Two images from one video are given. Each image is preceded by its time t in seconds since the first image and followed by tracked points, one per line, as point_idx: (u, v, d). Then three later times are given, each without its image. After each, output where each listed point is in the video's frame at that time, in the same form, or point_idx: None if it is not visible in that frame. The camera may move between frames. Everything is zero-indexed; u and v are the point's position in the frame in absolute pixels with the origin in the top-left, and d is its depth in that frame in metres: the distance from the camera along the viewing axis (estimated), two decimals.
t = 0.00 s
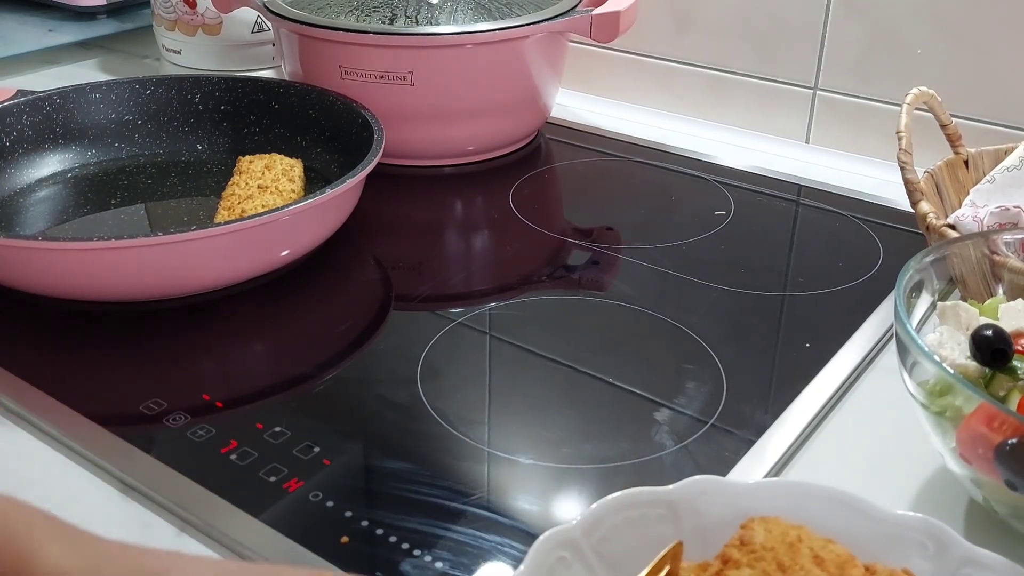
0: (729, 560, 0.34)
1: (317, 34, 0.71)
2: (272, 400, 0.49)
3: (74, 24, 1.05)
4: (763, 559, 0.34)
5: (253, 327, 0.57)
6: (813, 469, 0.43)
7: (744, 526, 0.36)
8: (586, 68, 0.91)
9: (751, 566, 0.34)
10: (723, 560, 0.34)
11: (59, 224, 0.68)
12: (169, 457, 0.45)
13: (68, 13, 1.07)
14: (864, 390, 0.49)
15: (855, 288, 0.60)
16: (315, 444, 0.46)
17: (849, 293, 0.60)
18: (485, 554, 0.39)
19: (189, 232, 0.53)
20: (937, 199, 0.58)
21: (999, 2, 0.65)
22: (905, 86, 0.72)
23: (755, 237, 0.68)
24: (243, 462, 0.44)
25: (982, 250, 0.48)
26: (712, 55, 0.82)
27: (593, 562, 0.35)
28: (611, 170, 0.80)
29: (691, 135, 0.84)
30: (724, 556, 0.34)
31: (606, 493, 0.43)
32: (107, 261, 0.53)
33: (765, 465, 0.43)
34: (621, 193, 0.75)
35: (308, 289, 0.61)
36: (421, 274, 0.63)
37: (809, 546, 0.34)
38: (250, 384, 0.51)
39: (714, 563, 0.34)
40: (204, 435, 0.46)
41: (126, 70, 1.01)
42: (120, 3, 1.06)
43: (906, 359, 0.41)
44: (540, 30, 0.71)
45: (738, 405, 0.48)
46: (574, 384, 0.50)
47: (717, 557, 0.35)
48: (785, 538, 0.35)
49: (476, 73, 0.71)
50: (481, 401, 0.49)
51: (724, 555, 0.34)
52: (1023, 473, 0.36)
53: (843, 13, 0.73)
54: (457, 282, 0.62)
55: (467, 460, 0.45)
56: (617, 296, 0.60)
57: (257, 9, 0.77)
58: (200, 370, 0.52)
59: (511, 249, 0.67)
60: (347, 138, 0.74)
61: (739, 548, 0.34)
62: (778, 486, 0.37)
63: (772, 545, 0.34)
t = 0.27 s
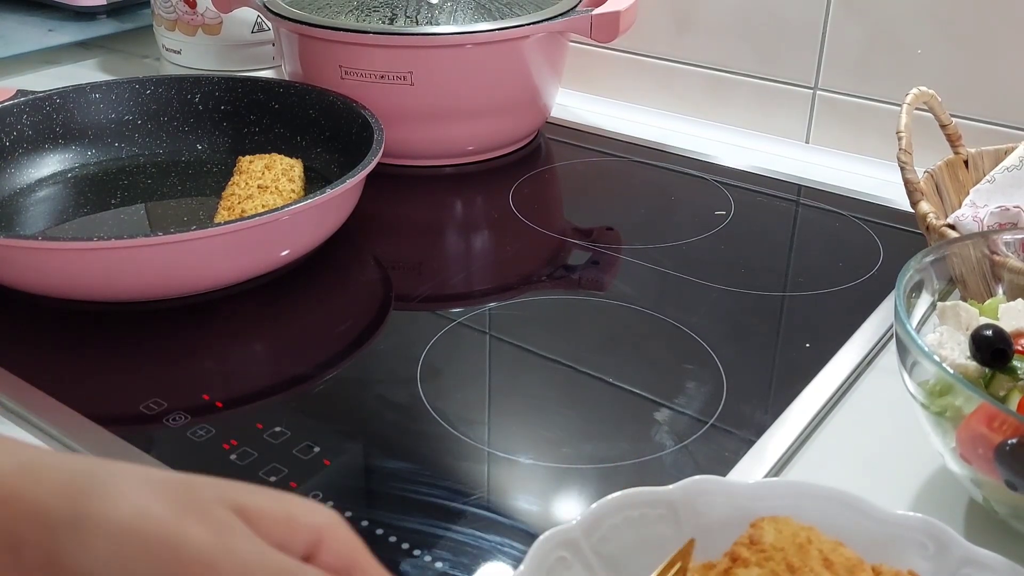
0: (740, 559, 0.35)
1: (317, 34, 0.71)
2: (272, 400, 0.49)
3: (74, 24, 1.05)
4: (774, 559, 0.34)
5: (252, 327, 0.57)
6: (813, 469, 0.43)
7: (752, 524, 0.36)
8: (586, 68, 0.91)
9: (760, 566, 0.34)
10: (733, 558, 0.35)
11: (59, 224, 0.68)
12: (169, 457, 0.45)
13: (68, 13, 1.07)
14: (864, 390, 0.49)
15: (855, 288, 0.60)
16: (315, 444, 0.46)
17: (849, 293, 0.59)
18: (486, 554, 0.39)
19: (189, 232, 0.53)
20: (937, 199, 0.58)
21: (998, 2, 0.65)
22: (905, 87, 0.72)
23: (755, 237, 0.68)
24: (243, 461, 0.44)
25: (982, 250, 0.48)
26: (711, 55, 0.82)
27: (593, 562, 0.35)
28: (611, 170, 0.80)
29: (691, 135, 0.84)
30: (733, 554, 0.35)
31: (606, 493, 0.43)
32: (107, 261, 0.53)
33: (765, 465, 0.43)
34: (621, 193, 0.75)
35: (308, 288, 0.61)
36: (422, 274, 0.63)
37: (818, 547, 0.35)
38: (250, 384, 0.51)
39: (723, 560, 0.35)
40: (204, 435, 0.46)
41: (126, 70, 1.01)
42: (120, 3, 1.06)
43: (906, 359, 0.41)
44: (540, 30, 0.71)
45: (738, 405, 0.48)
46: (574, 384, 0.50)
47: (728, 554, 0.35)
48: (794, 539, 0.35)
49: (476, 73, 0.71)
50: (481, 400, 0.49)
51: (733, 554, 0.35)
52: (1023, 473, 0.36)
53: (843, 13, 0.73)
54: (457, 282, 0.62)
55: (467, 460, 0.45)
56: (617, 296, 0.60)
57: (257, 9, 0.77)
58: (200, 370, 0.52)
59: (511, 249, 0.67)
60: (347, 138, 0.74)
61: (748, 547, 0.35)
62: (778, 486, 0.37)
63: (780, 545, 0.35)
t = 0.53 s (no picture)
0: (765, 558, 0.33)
1: (317, 34, 0.71)
2: (271, 400, 0.49)
3: (75, 24, 1.05)
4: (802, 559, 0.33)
5: (252, 327, 0.57)
6: (813, 470, 0.43)
7: (780, 521, 0.35)
8: (586, 68, 0.91)
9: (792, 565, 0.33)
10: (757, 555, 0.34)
11: (59, 224, 0.68)
12: (169, 457, 0.45)
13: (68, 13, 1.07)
14: (864, 390, 0.49)
15: (855, 288, 0.60)
16: (315, 444, 0.46)
17: (850, 293, 0.59)
18: (485, 554, 0.39)
19: (189, 232, 0.53)
20: (937, 199, 0.58)
21: (998, 1, 0.65)
22: (905, 87, 0.72)
23: (755, 237, 0.68)
24: (243, 461, 0.44)
25: (982, 250, 0.48)
26: (711, 55, 0.82)
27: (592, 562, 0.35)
28: (611, 170, 0.80)
29: (692, 135, 0.84)
30: (759, 551, 0.34)
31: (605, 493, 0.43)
32: (107, 261, 0.53)
33: (764, 465, 0.43)
34: (621, 193, 0.75)
35: (308, 288, 0.61)
36: (421, 274, 0.63)
37: (847, 551, 0.34)
38: (250, 384, 0.51)
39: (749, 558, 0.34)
40: (204, 435, 0.46)
41: (126, 70, 1.01)
42: (120, 3, 1.06)
43: (906, 359, 0.41)
44: (540, 30, 0.71)
45: (738, 405, 0.48)
46: (574, 384, 0.50)
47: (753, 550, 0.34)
48: (823, 539, 0.34)
49: (476, 73, 0.71)
50: (481, 400, 0.49)
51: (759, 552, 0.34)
52: (1023, 473, 0.36)
53: (843, 13, 0.73)
54: (458, 282, 0.62)
55: (467, 460, 0.44)
56: (617, 296, 0.60)
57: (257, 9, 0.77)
58: (199, 370, 0.52)
59: (511, 249, 0.67)
60: (347, 139, 0.74)
61: (777, 545, 0.34)
62: (778, 486, 0.37)
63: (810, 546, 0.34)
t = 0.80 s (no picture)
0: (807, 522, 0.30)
1: (317, 34, 0.71)
2: (271, 400, 0.49)
3: (75, 24, 1.05)
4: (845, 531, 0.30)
5: (252, 327, 0.57)
6: (813, 470, 0.43)
7: (835, 482, 0.32)
8: (586, 68, 0.91)
9: (835, 538, 0.30)
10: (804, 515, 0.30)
11: (58, 224, 0.68)
12: (169, 457, 0.45)
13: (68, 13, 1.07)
14: (864, 390, 0.49)
15: (855, 288, 0.60)
16: (315, 444, 0.46)
17: (850, 293, 0.59)
18: (486, 554, 0.39)
19: (189, 232, 0.53)
20: (937, 199, 0.58)
21: (998, 1, 0.65)
22: (905, 87, 0.72)
23: (755, 237, 0.68)
24: (243, 461, 0.44)
25: (982, 250, 0.48)
26: (711, 55, 0.82)
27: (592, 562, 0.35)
28: (611, 170, 0.80)
29: (692, 135, 0.84)
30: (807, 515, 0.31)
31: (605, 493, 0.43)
32: (107, 261, 0.53)
33: (764, 465, 0.43)
34: (621, 193, 0.75)
35: (308, 288, 0.61)
36: (421, 274, 0.63)
37: (891, 536, 0.31)
38: (250, 384, 0.51)
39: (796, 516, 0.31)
40: (204, 435, 0.46)
41: (126, 70, 1.01)
42: (120, 3, 1.06)
43: (906, 359, 0.41)
44: (540, 30, 0.71)
45: (738, 405, 0.48)
46: (574, 384, 0.50)
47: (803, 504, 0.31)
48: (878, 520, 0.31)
49: (476, 73, 0.71)
50: (481, 400, 0.49)
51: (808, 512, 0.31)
52: (1023, 473, 0.36)
53: (842, 13, 0.73)
54: (458, 282, 0.62)
55: (467, 460, 0.44)
56: (617, 296, 0.60)
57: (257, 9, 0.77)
58: (199, 370, 0.52)
59: (511, 249, 0.67)
60: (347, 139, 0.74)
61: (829, 510, 0.31)
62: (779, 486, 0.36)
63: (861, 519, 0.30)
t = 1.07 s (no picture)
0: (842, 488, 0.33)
1: (317, 34, 0.71)
2: (271, 400, 0.49)
3: (75, 24, 1.05)
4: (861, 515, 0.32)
5: (252, 327, 0.57)
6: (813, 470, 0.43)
7: (873, 447, 0.34)
8: (586, 68, 0.91)
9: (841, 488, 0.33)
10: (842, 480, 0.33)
11: (58, 224, 0.68)
12: (169, 456, 0.45)
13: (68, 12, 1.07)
14: (864, 390, 0.49)
15: (855, 288, 0.60)
16: (315, 444, 0.46)
17: (850, 293, 0.59)
18: (486, 554, 0.39)
19: (189, 232, 0.53)
20: (937, 199, 0.58)
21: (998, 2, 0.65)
22: (905, 87, 0.72)
23: (755, 237, 0.68)
24: (243, 461, 0.44)
25: (982, 250, 0.48)
26: (711, 55, 0.82)
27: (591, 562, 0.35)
28: (611, 170, 0.80)
29: (692, 135, 0.84)
30: (840, 473, 0.34)
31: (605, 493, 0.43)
32: (107, 261, 0.53)
33: (764, 465, 0.43)
34: (621, 194, 0.75)
35: (308, 288, 0.61)
36: (421, 274, 0.63)
37: (904, 514, 0.32)
38: (250, 384, 0.51)
39: (831, 473, 0.34)
40: (204, 435, 0.46)
41: (126, 70, 1.01)
42: (120, 3, 1.06)
43: (906, 359, 0.41)
44: (540, 30, 0.71)
45: (737, 405, 0.48)
46: (574, 384, 0.50)
47: (843, 460, 0.34)
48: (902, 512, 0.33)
49: (476, 73, 0.71)
50: (481, 400, 0.49)
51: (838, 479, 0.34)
52: (1023, 473, 0.36)
53: (842, 13, 0.73)
54: (458, 282, 0.62)
55: (467, 460, 0.44)
56: (617, 296, 0.60)
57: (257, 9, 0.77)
58: (199, 370, 0.52)
59: (511, 249, 0.67)
60: (347, 139, 0.74)
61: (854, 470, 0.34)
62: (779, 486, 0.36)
63: (884, 494, 0.33)
